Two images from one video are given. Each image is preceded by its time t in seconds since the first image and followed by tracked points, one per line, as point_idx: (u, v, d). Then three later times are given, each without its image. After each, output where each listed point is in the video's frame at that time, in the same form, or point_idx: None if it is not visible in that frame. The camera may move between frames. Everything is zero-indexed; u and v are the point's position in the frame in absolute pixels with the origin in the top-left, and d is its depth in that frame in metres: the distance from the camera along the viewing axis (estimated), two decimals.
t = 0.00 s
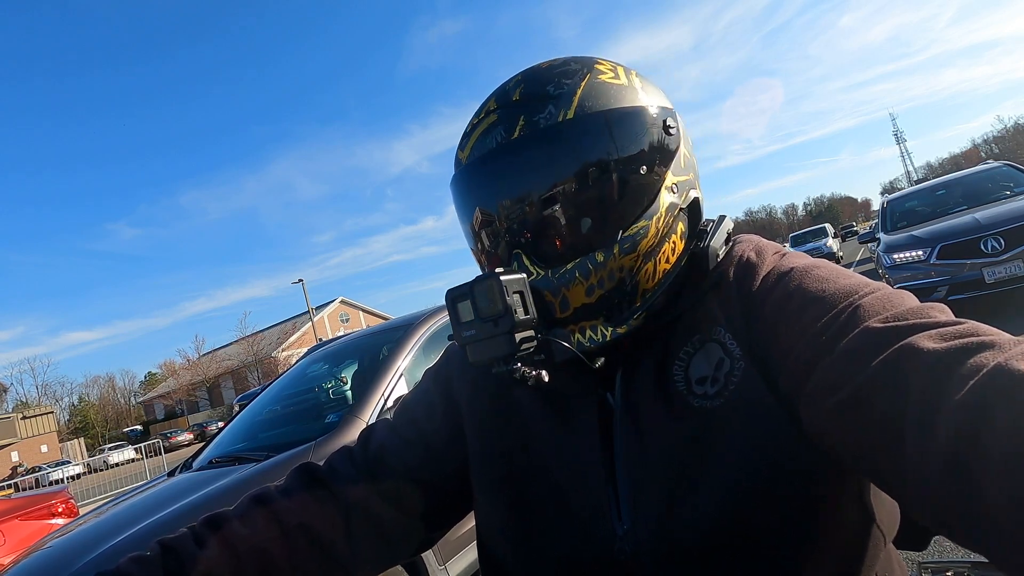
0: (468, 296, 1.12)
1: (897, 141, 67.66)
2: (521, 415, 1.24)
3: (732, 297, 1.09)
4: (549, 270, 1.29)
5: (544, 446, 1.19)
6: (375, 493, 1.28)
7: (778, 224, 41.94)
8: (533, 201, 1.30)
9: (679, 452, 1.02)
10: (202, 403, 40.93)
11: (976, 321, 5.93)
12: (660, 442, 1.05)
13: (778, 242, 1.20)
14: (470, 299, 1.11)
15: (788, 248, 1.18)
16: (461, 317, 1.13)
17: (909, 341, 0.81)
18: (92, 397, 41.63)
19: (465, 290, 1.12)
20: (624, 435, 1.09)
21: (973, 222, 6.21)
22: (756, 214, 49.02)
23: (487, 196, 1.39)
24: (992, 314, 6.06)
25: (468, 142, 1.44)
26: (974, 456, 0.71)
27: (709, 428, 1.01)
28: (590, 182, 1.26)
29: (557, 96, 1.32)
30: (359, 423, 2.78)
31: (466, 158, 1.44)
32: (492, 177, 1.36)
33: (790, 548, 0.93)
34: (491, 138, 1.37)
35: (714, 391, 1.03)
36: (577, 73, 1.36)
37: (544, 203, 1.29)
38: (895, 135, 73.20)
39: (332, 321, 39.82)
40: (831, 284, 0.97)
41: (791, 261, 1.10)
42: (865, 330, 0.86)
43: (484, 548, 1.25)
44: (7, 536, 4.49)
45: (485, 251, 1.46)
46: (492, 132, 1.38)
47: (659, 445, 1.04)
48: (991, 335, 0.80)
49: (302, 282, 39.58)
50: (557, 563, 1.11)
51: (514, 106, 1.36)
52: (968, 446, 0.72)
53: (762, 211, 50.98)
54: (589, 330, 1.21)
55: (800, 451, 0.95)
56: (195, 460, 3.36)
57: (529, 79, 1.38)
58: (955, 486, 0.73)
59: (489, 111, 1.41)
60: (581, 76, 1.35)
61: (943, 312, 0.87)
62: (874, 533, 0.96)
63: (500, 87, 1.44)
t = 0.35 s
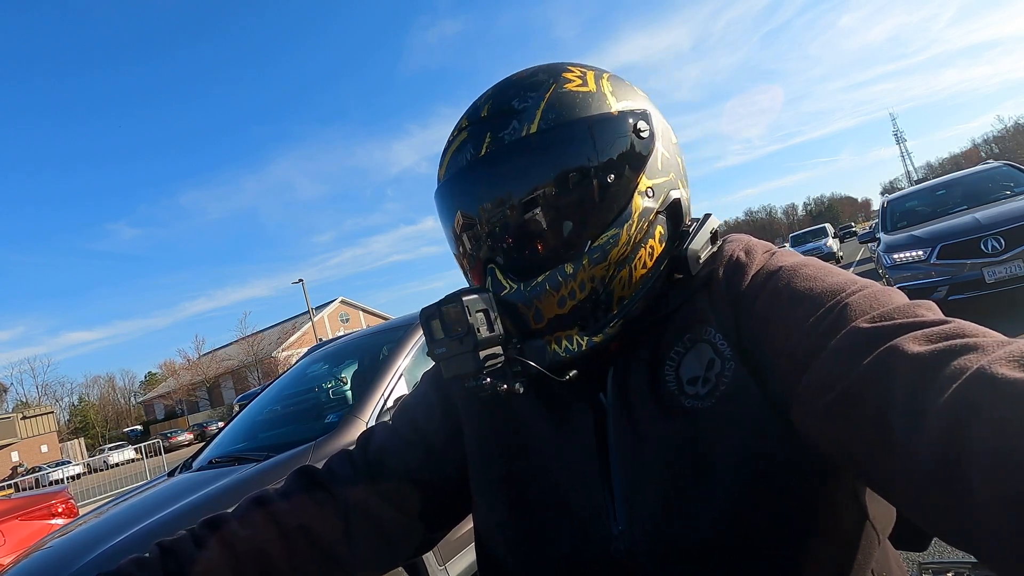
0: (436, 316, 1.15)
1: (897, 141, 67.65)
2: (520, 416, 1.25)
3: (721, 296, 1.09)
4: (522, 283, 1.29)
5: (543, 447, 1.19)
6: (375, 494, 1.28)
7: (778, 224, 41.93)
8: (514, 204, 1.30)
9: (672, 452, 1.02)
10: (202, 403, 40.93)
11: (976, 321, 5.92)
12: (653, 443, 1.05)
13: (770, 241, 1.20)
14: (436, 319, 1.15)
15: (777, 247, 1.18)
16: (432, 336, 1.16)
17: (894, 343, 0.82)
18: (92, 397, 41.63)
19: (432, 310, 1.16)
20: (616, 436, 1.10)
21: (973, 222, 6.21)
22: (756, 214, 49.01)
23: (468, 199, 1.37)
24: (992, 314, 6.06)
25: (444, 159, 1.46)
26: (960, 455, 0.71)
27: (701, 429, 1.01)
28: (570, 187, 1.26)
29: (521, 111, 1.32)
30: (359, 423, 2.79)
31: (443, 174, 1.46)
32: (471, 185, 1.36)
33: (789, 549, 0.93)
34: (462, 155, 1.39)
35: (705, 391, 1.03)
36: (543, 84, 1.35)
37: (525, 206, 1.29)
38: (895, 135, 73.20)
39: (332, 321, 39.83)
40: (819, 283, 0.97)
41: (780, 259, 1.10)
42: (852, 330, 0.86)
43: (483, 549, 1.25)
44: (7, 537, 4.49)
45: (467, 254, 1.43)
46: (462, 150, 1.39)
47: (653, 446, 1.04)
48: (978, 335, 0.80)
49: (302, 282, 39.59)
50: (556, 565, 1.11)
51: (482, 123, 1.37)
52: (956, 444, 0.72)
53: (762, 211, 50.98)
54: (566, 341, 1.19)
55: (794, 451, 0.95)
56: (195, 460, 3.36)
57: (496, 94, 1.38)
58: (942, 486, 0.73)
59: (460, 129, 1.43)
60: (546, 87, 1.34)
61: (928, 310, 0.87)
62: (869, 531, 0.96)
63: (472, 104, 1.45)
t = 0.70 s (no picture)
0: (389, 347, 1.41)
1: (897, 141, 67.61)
2: (521, 417, 1.25)
3: (721, 292, 1.09)
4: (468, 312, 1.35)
5: (544, 448, 1.19)
6: (376, 494, 1.28)
7: (778, 224, 41.92)
8: (485, 203, 1.30)
9: (671, 451, 1.02)
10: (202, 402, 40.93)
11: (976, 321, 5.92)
12: (651, 441, 1.04)
13: (767, 238, 1.19)
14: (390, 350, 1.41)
15: (776, 242, 1.17)
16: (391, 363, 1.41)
17: (901, 338, 0.81)
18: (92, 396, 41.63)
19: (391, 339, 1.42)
20: (614, 435, 1.09)
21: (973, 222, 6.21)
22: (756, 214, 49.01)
23: (438, 208, 1.37)
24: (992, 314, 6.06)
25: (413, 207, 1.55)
26: (968, 453, 0.71)
27: (698, 426, 1.01)
28: (538, 174, 1.28)
29: (445, 156, 1.39)
30: (359, 423, 2.79)
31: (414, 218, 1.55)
32: (445, 189, 1.35)
33: (790, 549, 0.93)
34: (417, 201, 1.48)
35: (703, 389, 1.03)
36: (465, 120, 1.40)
37: (495, 203, 1.29)
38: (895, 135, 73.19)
39: (332, 321, 39.83)
40: (822, 278, 0.97)
41: (781, 254, 1.09)
42: (858, 324, 0.85)
43: (484, 549, 1.24)
44: (7, 537, 4.49)
45: (443, 263, 1.42)
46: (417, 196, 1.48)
47: (651, 444, 1.04)
48: (985, 329, 0.80)
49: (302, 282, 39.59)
50: (557, 564, 1.11)
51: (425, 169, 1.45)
52: (962, 441, 0.71)
53: (762, 211, 50.98)
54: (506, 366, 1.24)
55: (794, 450, 0.94)
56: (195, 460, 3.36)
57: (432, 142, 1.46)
58: (951, 484, 0.72)
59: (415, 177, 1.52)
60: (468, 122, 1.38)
61: (933, 304, 0.87)
62: (867, 531, 0.95)
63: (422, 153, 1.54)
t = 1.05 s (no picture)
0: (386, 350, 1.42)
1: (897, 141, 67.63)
2: (520, 417, 1.25)
3: (716, 293, 1.09)
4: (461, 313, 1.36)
5: (543, 448, 1.19)
6: (375, 494, 1.28)
7: (778, 224, 41.92)
8: (480, 206, 1.30)
9: (667, 452, 1.02)
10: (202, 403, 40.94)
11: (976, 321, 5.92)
12: (644, 441, 1.05)
13: (762, 238, 1.19)
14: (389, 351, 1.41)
15: (770, 244, 1.17)
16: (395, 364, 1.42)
17: (899, 338, 0.81)
18: (92, 397, 41.65)
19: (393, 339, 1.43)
20: (609, 436, 1.09)
21: (973, 222, 6.21)
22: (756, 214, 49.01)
23: (433, 212, 1.37)
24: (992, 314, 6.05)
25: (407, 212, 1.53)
26: (967, 453, 0.71)
27: (692, 427, 1.01)
28: (528, 177, 1.28)
29: (437, 161, 1.40)
30: (358, 423, 2.79)
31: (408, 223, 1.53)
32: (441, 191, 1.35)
33: (787, 550, 0.93)
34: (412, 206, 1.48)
35: (697, 390, 1.03)
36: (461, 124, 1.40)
37: (489, 206, 1.29)
38: (895, 135, 73.20)
39: (331, 321, 39.84)
40: (817, 278, 0.97)
41: (776, 255, 1.10)
42: (855, 325, 0.86)
43: (483, 549, 1.25)
44: (7, 536, 4.48)
45: (439, 267, 1.42)
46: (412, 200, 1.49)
47: (644, 445, 1.05)
48: (983, 328, 0.80)
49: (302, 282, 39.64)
50: (557, 564, 1.11)
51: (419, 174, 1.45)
52: (961, 441, 0.71)
53: (762, 211, 50.98)
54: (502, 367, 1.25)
55: (789, 451, 0.94)
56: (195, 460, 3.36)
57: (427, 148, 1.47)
58: (950, 484, 0.72)
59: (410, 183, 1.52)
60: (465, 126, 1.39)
61: (930, 305, 0.87)
62: (863, 530, 0.96)
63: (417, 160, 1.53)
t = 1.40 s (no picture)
0: (451, 315, 1.16)
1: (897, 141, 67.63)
2: (519, 416, 1.25)
3: (715, 297, 1.09)
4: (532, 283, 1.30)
5: (543, 448, 1.19)
6: (374, 493, 1.28)
7: (778, 224, 41.92)
8: (509, 201, 1.31)
9: (666, 455, 1.02)
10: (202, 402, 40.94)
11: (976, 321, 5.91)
12: (643, 443, 1.05)
13: (760, 240, 1.20)
14: (453, 319, 1.15)
15: (768, 246, 1.18)
16: (447, 335, 1.16)
17: (898, 336, 0.81)
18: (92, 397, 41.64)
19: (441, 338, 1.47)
20: (613, 437, 1.10)
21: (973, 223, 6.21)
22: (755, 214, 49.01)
23: (461, 197, 1.39)
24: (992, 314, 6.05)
25: (447, 154, 1.44)
26: (969, 453, 0.71)
27: (692, 430, 1.01)
28: (566, 185, 1.26)
29: (532, 109, 1.31)
30: (358, 423, 2.79)
31: (446, 169, 1.44)
32: (465, 185, 1.37)
33: (787, 551, 0.93)
34: (469, 152, 1.37)
35: (697, 394, 1.03)
36: (553, 82, 1.35)
37: (519, 204, 1.30)
38: (895, 135, 73.20)
39: (331, 321, 39.84)
40: (816, 280, 0.97)
41: (774, 259, 1.10)
42: (853, 326, 0.86)
43: (482, 549, 1.25)
44: (7, 537, 4.49)
45: (463, 253, 1.46)
46: (470, 146, 1.37)
47: (643, 446, 1.05)
48: (980, 325, 0.80)
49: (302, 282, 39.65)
50: (556, 563, 1.11)
51: (490, 118, 1.36)
52: (963, 441, 0.71)
53: (762, 211, 50.99)
54: (576, 342, 1.21)
55: (789, 451, 0.94)
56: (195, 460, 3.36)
57: (504, 90, 1.37)
58: (952, 483, 0.72)
59: (464, 123, 1.41)
60: (556, 86, 1.34)
61: (927, 305, 0.87)
62: (862, 530, 0.96)
63: (475, 98, 1.42)
